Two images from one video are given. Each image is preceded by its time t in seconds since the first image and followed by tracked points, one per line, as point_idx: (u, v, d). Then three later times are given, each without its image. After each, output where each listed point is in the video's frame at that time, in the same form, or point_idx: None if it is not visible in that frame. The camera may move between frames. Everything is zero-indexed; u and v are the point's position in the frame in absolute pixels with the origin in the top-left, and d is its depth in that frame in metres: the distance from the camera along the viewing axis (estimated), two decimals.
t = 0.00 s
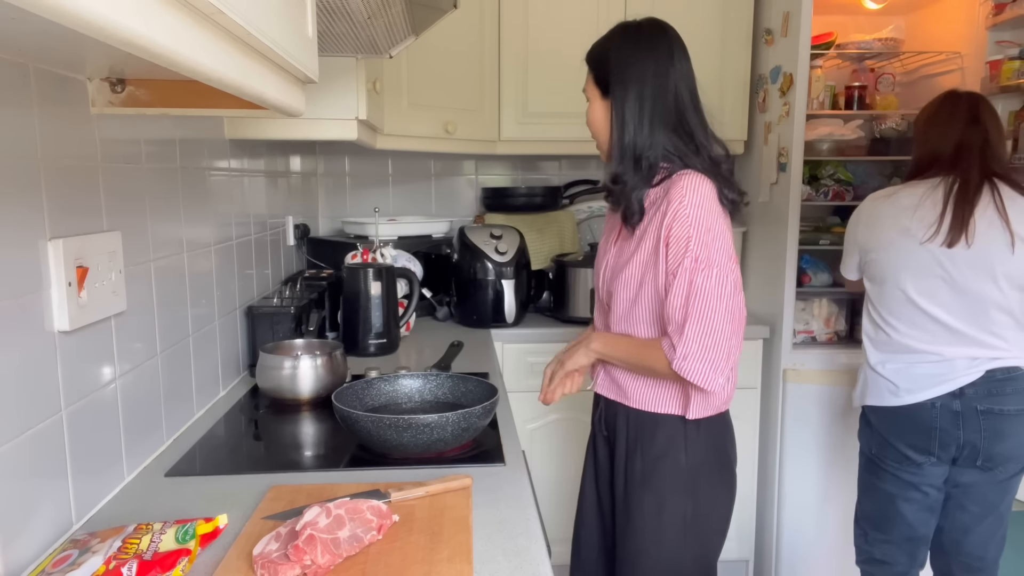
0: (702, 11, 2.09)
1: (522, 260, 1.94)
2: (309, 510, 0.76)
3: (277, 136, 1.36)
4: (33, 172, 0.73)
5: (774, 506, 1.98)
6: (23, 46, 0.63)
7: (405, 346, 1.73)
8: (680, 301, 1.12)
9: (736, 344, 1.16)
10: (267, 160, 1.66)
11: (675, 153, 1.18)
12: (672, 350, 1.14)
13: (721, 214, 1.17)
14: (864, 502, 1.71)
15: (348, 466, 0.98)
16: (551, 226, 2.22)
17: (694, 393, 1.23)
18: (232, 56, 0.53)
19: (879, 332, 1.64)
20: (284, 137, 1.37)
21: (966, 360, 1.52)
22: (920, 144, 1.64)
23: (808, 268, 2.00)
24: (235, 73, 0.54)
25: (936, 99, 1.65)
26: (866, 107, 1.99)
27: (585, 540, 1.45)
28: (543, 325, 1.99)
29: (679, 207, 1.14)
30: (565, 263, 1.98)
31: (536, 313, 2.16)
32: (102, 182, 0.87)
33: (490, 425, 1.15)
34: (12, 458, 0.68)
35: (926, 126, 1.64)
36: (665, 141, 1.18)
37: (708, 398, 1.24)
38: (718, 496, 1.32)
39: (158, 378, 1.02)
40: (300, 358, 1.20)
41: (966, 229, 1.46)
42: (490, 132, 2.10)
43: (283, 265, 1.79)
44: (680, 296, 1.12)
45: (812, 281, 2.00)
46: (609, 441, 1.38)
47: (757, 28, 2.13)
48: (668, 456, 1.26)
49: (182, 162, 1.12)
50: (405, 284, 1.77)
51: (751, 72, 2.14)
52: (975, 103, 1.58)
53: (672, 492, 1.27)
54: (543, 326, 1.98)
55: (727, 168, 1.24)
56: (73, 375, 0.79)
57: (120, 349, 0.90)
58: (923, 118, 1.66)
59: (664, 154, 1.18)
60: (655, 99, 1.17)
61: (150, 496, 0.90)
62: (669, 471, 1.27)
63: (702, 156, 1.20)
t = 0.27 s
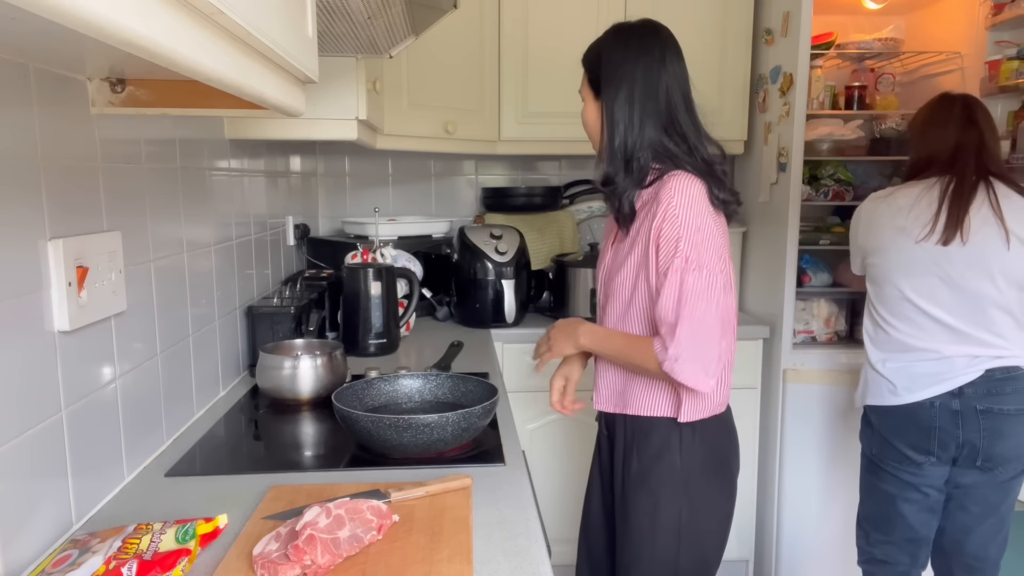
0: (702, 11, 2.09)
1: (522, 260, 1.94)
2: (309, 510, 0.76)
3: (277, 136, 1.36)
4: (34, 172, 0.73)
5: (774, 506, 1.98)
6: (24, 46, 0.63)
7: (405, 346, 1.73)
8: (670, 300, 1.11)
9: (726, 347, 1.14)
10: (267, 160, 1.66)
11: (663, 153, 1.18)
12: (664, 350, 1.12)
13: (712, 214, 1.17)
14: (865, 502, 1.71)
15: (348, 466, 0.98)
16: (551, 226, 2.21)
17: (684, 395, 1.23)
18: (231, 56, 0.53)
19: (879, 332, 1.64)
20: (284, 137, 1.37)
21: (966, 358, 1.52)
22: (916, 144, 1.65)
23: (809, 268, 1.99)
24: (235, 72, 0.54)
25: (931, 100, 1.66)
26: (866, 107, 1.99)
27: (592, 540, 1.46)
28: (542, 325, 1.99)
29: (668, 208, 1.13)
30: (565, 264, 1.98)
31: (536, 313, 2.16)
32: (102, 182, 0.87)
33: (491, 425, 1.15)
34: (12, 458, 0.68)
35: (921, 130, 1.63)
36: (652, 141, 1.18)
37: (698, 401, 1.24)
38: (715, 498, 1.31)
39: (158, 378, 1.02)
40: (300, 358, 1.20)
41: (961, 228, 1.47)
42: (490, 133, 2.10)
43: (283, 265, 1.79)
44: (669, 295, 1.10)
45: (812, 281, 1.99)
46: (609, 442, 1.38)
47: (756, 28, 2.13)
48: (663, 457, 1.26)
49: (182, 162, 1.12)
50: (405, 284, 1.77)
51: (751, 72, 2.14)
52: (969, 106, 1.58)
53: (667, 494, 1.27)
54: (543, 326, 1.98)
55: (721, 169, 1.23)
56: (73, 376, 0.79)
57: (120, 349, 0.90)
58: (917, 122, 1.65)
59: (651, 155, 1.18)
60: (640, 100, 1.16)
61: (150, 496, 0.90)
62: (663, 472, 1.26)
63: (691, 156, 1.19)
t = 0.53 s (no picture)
0: (702, 11, 2.09)
1: (523, 260, 1.94)
2: (309, 509, 0.77)
3: (277, 136, 1.36)
4: (33, 173, 0.73)
5: (774, 505, 1.98)
6: (23, 46, 0.63)
7: (404, 346, 1.73)
8: (649, 303, 1.10)
9: (706, 350, 1.13)
10: (267, 160, 1.66)
11: (657, 153, 1.18)
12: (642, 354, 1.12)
13: (701, 214, 1.15)
14: (866, 502, 1.71)
15: (348, 466, 0.98)
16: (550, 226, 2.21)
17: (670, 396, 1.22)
18: (231, 55, 0.53)
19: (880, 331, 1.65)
20: (284, 137, 1.37)
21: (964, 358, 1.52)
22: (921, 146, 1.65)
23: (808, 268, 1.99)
24: (235, 72, 0.54)
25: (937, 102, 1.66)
26: (866, 108, 1.99)
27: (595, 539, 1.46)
28: (542, 325, 1.99)
29: (654, 209, 1.12)
30: (566, 264, 1.98)
31: (536, 313, 2.16)
32: (102, 182, 0.87)
33: (491, 425, 1.15)
34: (12, 458, 0.68)
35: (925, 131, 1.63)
36: (645, 141, 1.18)
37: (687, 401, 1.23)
38: (715, 499, 1.31)
39: (158, 378, 1.02)
40: (300, 358, 1.20)
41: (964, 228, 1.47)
42: (490, 133, 2.10)
43: (283, 265, 1.79)
44: (649, 297, 1.10)
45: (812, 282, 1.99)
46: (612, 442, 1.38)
47: (756, 28, 2.13)
48: (663, 458, 1.26)
49: (182, 162, 1.12)
50: (405, 284, 1.77)
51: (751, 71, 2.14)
52: (976, 108, 1.58)
53: (668, 495, 1.27)
54: (542, 326, 1.98)
55: (718, 169, 1.22)
56: (74, 376, 0.79)
57: (120, 349, 0.90)
58: (923, 122, 1.65)
59: (645, 155, 1.18)
60: (633, 100, 1.17)
61: (150, 496, 0.90)
62: (664, 474, 1.26)
63: (686, 156, 1.19)
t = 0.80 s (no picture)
0: (702, 11, 2.09)
1: (522, 260, 1.94)
2: (309, 510, 0.76)
3: (278, 136, 1.36)
4: (34, 173, 0.73)
5: (774, 505, 1.98)
6: (23, 46, 0.63)
7: (404, 346, 1.73)
8: (643, 305, 1.10)
9: (700, 351, 1.13)
10: (267, 160, 1.66)
11: (650, 153, 1.18)
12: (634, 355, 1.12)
13: (695, 214, 1.15)
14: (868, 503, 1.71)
15: (348, 466, 0.98)
16: (551, 226, 2.20)
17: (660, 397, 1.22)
18: (231, 56, 0.53)
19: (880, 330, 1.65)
20: (284, 137, 1.37)
21: (966, 357, 1.52)
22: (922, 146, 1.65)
23: (808, 268, 1.99)
24: (235, 72, 0.54)
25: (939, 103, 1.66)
26: (866, 108, 1.99)
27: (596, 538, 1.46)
28: (542, 325, 1.99)
29: (648, 210, 1.12)
30: (566, 264, 1.98)
31: (536, 313, 2.16)
32: (102, 182, 0.87)
33: (490, 425, 1.15)
34: (12, 458, 0.68)
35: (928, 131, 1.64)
36: (637, 141, 1.18)
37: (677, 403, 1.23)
38: (716, 500, 1.30)
39: (158, 378, 1.02)
40: (300, 358, 1.20)
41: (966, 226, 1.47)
42: (490, 133, 2.10)
43: (283, 265, 1.79)
44: (642, 299, 1.10)
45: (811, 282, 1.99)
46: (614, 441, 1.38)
47: (756, 28, 2.13)
48: (664, 459, 1.26)
49: (182, 162, 1.12)
50: (405, 284, 1.77)
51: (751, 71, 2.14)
52: (979, 109, 1.58)
53: (669, 496, 1.27)
54: (542, 326, 1.98)
55: (714, 168, 1.22)
56: (74, 376, 0.79)
57: (120, 349, 0.90)
58: (927, 122, 1.65)
59: (637, 155, 1.19)
60: (624, 102, 1.17)
61: (150, 496, 0.90)
62: (665, 474, 1.26)
63: (680, 155, 1.19)
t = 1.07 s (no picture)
0: (702, 11, 2.09)
1: (523, 260, 1.94)
2: (309, 510, 0.77)
3: (278, 136, 1.36)
4: (34, 173, 0.73)
5: (774, 506, 1.98)
6: (23, 46, 0.63)
7: (404, 346, 1.73)
8: (637, 305, 1.10)
9: (695, 352, 1.13)
10: (267, 160, 1.66)
11: (646, 152, 1.18)
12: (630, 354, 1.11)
13: (690, 215, 1.15)
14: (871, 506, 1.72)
15: (348, 466, 0.98)
16: (551, 226, 2.20)
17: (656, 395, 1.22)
18: (231, 56, 0.53)
19: (890, 332, 1.65)
20: (284, 137, 1.37)
21: (980, 356, 1.52)
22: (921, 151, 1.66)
23: (808, 269, 1.99)
24: (235, 72, 0.54)
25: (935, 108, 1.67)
26: (866, 108, 1.99)
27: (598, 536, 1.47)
28: (542, 325, 1.99)
29: (642, 212, 1.12)
30: (567, 264, 1.98)
31: (536, 313, 2.16)
32: (102, 181, 0.87)
33: (490, 425, 1.15)
34: (13, 458, 0.68)
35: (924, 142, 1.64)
36: (634, 139, 1.18)
37: (673, 404, 1.22)
38: (715, 500, 1.30)
39: (158, 378, 1.02)
40: (300, 358, 1.20)
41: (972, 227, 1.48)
42: (490, 133, 2.10)
43: (283, 265, 1.79)
44: (637, 301, 1.10)
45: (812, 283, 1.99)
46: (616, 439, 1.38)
47: (756, 28, 2.13)
48: (663, 458, 1.26)
49: (182, 162, 1.12)
50: (405, 284, 1.77)
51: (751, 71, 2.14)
52: (977, 116, 1.59)
53: (668, 495, 1.27)
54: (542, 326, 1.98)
55: (710, 169, 1.22)
56: (74, 376, 0.79)
57: (120, 349, 0.90)
58: (924, 131, 1.65)
59: (635, 153, 1.19)
60: (622, 101, 1.17)
61: (150, 496, 0.90)
62: (665, 472, 1.26)
63: (677, 155, 1.19)
